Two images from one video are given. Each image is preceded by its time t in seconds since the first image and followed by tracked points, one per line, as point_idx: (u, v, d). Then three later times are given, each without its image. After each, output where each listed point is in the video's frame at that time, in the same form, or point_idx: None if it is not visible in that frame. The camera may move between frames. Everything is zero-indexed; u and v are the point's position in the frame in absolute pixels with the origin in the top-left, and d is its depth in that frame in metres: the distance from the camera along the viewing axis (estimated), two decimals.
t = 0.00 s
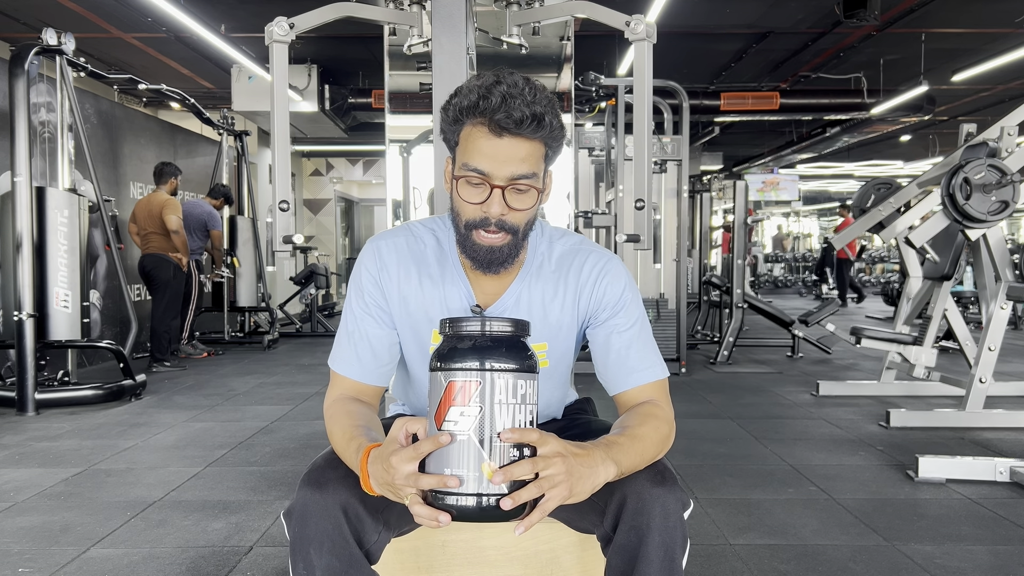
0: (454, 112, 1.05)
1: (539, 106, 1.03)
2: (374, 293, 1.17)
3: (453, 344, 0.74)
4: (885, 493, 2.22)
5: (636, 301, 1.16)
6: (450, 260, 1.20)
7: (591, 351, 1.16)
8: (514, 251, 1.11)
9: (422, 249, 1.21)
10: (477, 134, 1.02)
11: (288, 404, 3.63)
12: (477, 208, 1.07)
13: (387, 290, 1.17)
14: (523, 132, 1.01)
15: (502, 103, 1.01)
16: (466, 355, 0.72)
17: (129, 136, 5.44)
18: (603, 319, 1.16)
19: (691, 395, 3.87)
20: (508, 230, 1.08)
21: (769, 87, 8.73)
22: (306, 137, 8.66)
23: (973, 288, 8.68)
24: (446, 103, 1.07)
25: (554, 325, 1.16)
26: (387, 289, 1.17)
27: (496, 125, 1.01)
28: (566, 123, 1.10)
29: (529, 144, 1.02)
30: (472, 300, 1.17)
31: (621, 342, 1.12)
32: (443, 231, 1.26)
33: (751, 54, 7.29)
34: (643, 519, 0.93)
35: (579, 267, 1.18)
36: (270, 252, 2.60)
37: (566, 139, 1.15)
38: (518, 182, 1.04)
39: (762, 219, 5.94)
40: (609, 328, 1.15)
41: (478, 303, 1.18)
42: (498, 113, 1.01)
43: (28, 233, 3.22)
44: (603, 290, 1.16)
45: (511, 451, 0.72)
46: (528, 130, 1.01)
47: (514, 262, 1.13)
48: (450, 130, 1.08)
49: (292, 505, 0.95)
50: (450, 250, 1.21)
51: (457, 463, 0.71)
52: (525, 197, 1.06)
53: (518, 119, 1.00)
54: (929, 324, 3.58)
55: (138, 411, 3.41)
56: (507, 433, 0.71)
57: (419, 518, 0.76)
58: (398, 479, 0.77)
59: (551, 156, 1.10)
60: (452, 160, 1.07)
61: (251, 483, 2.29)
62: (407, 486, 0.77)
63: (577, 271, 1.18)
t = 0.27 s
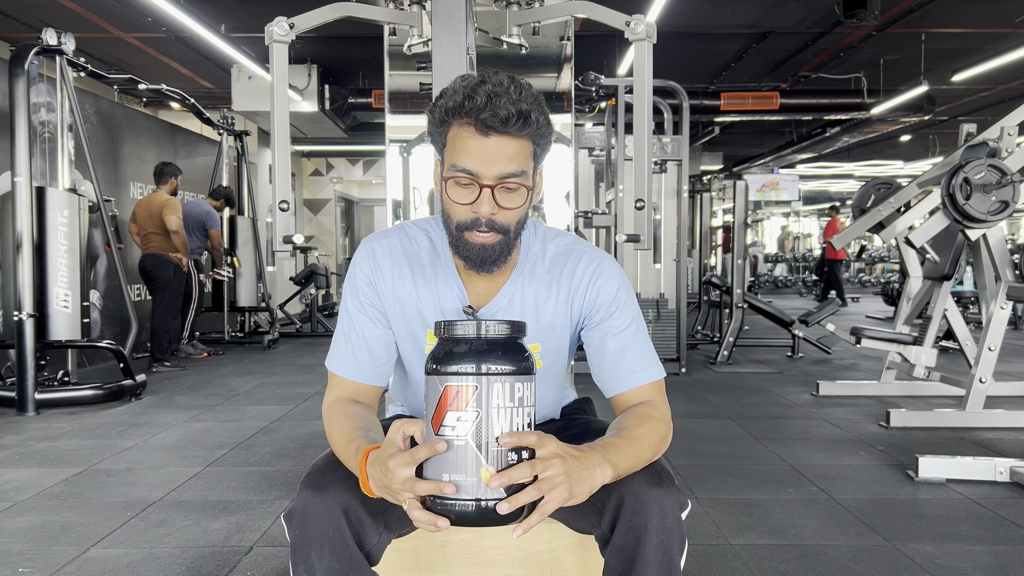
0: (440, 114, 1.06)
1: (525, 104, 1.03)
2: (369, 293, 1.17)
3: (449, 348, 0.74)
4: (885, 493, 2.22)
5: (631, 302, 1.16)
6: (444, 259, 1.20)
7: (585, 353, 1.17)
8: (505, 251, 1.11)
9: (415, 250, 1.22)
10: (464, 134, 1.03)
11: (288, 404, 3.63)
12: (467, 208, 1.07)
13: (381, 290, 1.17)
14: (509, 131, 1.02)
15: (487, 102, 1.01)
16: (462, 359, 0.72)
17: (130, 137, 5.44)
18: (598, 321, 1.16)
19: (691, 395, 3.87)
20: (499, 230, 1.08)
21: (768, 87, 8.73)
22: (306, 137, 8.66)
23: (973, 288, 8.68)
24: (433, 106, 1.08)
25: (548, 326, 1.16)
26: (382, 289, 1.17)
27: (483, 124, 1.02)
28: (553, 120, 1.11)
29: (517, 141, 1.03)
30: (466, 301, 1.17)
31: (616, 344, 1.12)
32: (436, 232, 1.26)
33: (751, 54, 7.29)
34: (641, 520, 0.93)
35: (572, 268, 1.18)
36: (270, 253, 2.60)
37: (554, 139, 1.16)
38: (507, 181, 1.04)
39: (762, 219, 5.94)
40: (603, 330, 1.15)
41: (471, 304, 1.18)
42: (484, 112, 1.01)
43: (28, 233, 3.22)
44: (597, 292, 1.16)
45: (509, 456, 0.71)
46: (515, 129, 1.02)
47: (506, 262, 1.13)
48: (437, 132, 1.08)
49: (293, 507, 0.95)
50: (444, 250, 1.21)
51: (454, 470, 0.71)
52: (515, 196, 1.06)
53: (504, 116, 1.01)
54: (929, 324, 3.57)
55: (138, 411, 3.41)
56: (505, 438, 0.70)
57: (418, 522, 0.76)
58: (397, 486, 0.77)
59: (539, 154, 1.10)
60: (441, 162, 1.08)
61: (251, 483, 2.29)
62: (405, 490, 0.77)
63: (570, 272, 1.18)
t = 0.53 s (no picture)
0: (435, 113, 1.07)
1: (518, 98, 1.04)
2: (368, 293, 1.17)
3: (447, 353, 0.74)
4: (885, 493, 2.22)
5: (629, 302, 1.16)
6: (443, 259, 1.20)
7: (585, 353, 1.16)
8: (505, 247, 1.11)
9: (414, 250, 1.22)
10: (459, 131, 1.04)
11: (288, 404, 3.63)
12: (465, 205, 1.08)
13: (381, 289, 1.17)
14: (504, 125, 1.03)
15: (480, 98, 1.02)
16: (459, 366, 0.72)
17: (130, 137, 5.44)
18: (596, 321, 1.16)
19: (691, 395, 3.87)
20: (498, 225, 1.08)
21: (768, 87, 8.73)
22: (306, 137, 8.66)
23: (974, 288, 8.68)
24: (427, 106, 1.09)
25: (546, 325, 1.16)
26: (381, 289, 1.17)
27: (476, 120, 1.02)
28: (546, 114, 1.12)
29: (512, 136, 1.03)
30: (464, 301, 1.16)
31: (615, 344, 1.12)
32: (434, 232, 1.26)
33: (751, 54, 7.29)
34: (640, 521, 0.93)
35: (570, 268, 1.18)
36: (270, 252, 2.60)
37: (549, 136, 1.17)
38: (504, 176, 1.05)
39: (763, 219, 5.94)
40: (602, 330, 1.14)
41: (470, 304, 1.18)
42: (477, 108, 1.02)
43: (28, 233, 3.22)
44: (595, 291, 1.16)
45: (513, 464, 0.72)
46: (509, 123, 1.03)
47: (506, 259, 1.13)
48: (432, 131, 1.09)
49: (293, 507, 0.95)
50: (442, 250, 1.21)
51: (457, 479, 0.72)
52: (512, 191, 1.06)
53: (498, 111, 1.02)
54: (929, 324, 3.57)
55: (138, 411, 3.40)
56: (509, 448, 0.71)
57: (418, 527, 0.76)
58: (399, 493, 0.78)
59: (535, 149, 1.11)
60: (436, 162, 1.08)
61: (251, 483, 2.29)
62: (404, 495, 0.77)
63: (569, 272, 1.18)
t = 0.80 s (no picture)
0: (428, 112, 1.09)
1: (508, 86, 1.06)
2: (368, 293, 1.17)
3: (452, 341, 0.73)
4: (885, 493, 2.22)
5: (629, 300, 1.16)
6: (442, 258, 1.20)
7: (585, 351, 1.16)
8: (509, 236, 1.10)
9: (414, 250, 1.22)
10: (453, 124, 1.06)
11: (288, 404, 3.63)
12: (466, 195, 1.07)
13: (380, 289, 1.17)
14: (496, 112, 1.05)
15: (471, 89, 1.04)
16: (467, 356, 0.71)
17: (130, 137, 5.44)
18: (596, 320, 1.16)
19: (691, 395, 3.87)
20: (501, 213, 1.08)
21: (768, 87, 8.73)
22: (306, 137, 8.66)
23: (974, 288, 8.68)
24: (420, 106, 1.11)
25: (546, 325, 1.16)
26: (381, 289, 1.17)
27: (469, 111, 1.04)
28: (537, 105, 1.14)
29: (505, 122, 1.05)
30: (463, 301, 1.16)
31: (615, 342, 1.12)
32: (433, 232, 1.26)
33: (751, 54, 7.30)
34: (639, 520, 0.93)
35: (570, 267, 1.18)
36: (270, 252, 2.60)
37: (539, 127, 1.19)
38: (502, 161, 1.05)
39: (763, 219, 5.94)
40: (602, 329, 1.14)
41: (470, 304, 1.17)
42: (470, 98, 1.04)
43: (28, 233, 3.22)
44: (595, 290, 1.16)
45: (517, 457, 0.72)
46: (500, 110, 1.05)
47: (509, 249, 1.13)
48: (426, 129, 1.11)
49: (295, 507, 0.95)
50: (442, 249, 1.21)
51: (460, 472, 0.71)
52: (511, 176, 1.07)
53: (489, 98, 1.04)
54: (929, 324, 3.57)
55: (138, 411, 3.40)
56: (515, 440, 0.71)
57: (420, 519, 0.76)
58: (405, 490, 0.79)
59: (528, 138, 1.12)
60: (433, 158, 1.10)
61: (251, 483, 2.29)
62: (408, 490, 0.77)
63: (569, 270, 1.18)
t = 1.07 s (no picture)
0: (413, 123, 1.10)
1: (493, 94, 1.07)
2: (366, 293, 1.17)
3: (494, 344, 0.71)
4: (885, 493, 2.22)
5: (625, 300, 1.16)
6: (439, 258, 1.20)
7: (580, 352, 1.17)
8: (503, 243, 1.11)
9: (411, 249, 1.22)
10: (441, 135, 1.07)
11: (288, 404, 3.63)
12: (457, 205, 1.08)
13: (378, 289, 1.17)
14: (483, 122, 1.06)
15: (455, 99, 1.05)
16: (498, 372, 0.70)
17: (130, 137, 5.44)
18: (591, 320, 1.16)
19: (691, 395, 3.87)
20: (493, 220, 1.08)
21: (769, 87, 8.73)
22: (306, 137, 8.66)
23: (974, 288, 8.68)
24: (405, 119, 1.13)
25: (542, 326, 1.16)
26: (379, 289, 1.17)
27: (455, 121, 1.06)
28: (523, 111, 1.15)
29: (492, 131, 1.07)
30: (460, 302, 1.16)
31: (610, 342, 1.12)
32: (431, 232, 1.26)
33: (751, 54, 7.29)
34: (633, 522, 0.93)
35: (565, 267, 1.19)
36: (270, 253, 2.60)
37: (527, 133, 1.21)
38: (491, 168, 1.07)
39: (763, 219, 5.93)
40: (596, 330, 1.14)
41: (466, 305, 1.17)
42: (454, 109, 1.05)
43: (28, 233, 3.22)
44: (589, 291, 1.16)
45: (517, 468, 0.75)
46: (487, 119, 1.06)
47: (503, 256, 1.13)
48: (413, 141, 1.13)
49: (296, 508, 0.95)
50: (439, 250, 1.21)
51: (458, 459, 0.76)
52: (501, 183, 1.08)
53: (474, 108, 1.05)
54: (929, 324, 3.57)
55: (138, 411, 3.41)
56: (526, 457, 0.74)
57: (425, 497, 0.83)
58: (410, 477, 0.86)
59: (516, 144, 1.13)
60: (422, 171, 1.11)
61: (251, 483, 2.29)
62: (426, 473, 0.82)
63: (563, 271, 1.18)
